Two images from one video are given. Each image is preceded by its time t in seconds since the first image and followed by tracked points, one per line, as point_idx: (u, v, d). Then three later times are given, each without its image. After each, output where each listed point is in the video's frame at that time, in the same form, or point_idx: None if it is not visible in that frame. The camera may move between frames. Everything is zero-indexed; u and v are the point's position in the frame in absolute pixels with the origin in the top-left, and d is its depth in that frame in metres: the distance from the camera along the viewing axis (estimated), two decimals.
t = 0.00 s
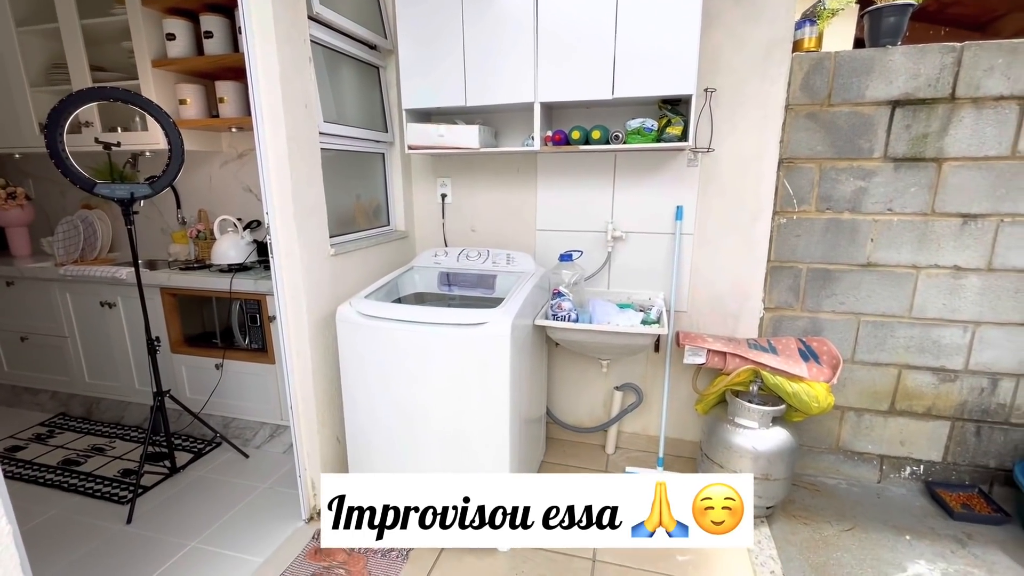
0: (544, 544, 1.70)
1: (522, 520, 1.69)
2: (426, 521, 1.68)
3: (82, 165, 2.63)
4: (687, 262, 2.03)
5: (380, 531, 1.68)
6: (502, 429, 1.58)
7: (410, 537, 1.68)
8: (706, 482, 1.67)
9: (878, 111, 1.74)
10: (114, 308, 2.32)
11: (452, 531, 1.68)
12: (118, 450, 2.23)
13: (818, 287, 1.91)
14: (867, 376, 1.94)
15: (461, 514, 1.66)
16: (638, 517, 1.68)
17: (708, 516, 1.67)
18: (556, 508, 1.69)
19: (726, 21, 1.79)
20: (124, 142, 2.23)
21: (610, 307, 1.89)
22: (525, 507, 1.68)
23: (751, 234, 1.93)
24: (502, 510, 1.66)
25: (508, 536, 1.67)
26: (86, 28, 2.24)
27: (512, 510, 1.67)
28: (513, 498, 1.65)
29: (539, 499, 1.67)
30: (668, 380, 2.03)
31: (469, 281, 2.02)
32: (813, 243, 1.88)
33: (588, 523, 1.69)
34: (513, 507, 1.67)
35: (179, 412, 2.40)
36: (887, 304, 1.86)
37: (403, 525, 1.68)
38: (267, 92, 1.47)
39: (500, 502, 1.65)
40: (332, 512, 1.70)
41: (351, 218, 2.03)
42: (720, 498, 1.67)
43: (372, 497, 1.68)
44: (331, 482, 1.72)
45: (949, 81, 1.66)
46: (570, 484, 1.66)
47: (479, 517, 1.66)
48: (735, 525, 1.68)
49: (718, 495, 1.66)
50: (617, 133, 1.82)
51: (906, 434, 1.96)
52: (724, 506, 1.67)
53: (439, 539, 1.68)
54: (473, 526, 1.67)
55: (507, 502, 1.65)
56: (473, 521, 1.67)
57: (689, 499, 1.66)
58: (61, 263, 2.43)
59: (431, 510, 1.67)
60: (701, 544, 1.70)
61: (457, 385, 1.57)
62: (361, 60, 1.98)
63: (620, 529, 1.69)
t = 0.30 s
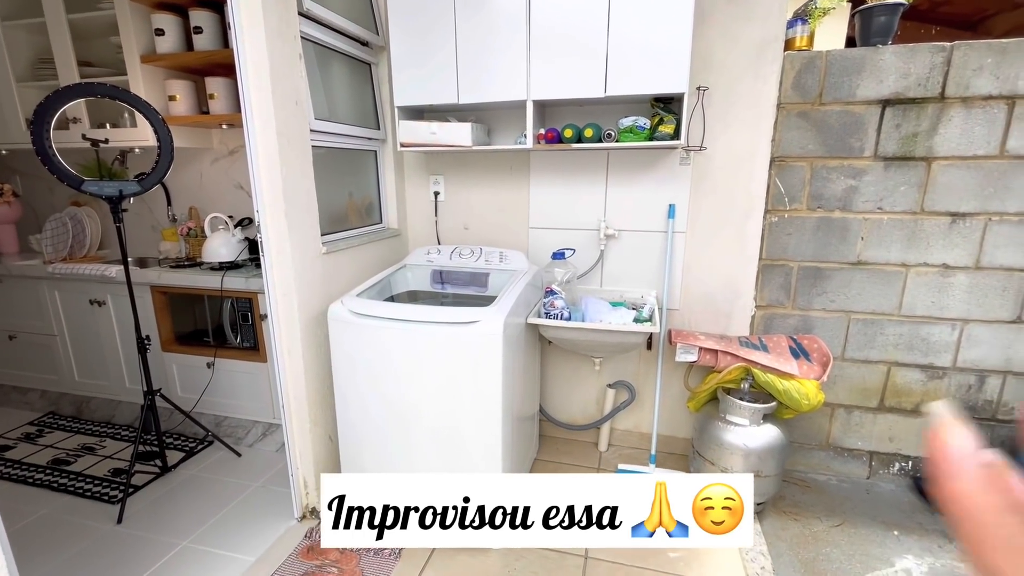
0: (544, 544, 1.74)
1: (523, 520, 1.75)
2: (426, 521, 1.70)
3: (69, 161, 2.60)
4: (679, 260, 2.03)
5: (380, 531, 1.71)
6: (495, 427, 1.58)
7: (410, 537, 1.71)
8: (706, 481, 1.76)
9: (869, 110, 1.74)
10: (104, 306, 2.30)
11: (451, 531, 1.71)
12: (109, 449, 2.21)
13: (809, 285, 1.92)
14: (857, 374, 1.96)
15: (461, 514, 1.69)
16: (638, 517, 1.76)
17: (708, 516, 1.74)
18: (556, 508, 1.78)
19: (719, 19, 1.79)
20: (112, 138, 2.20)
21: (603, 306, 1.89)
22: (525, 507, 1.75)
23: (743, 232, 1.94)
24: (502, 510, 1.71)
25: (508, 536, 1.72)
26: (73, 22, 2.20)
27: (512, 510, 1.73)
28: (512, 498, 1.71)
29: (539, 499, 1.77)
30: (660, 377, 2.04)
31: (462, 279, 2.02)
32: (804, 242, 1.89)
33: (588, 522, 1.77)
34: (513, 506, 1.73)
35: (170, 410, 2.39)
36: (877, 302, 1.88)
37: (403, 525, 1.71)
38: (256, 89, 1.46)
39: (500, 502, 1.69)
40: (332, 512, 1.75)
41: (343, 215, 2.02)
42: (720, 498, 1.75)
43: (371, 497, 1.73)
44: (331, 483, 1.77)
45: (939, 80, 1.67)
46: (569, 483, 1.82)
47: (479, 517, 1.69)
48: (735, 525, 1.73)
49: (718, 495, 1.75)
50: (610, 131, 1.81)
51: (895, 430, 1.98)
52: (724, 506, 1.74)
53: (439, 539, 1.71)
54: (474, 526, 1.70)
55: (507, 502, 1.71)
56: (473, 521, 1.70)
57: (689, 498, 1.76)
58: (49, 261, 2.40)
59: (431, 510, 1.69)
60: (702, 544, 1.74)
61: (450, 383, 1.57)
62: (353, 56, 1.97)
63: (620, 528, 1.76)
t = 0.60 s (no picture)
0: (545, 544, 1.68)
1: (522, 520, 1.69)
2: (426, 521, 1.65)
3: (51, 157, 2.54)
4: (673, 259, 2.01)
5: (380, 531, 1.66)
6: (486, 431, 1.56)
7: (409, 537, 1.65)
8: (706, 482, 1.66)
9: (864, 109, 1.73)
10: (87, 306, 2.25)
11: (451, 531, 1.65)
12: (92, 453, 2.16)
13: (803, 286, 1.91)
14: (851, 374, 1.95)
15: (461, 514, 1.64)
16: (638, 517, 1.67)
17: (708, 516, 1.66)
18: (556, 508, 1.68)
19: (714, 16, 1.76)
20: (94, 134, 2.15)
21: (596, 306, 1.87)
22: (525, 507, 1.67)
23: (737, 231, 1.92)
24: (502, 510, 1.66)
25: (508, 536, 1.67)
26: (54, 15, 2.15)
27: (512, 510, 1.66)
28: (512, 498, 1.64)
29: (539, 499, 1.66)
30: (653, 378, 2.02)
31: (454, 279, 1.99)
32: (798, 241, 1.88)
33: (588, 522, 1.68)
34: (512, 507, 1.66)
35: (155, 413, 2.34)
36: (871, 302, 1.87)
37: (403, 525, 1.66)
38: (240, 85, 1.41)
39: (499, 502, 1.64)
40: (332, 512, 1.67)
41: (331, 214, 1.98)
42: (720, 498, 1.67)
43: (372, 497, 1.65)
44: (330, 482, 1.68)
45: (935, 79, 1.66)
46: (568, 484, 1.66)
47: (479, 516, 1.65)
48: (735, 525, 1.67)
49: (718, 495, 1.66)
50: (603, 129, 1.79)
51: (889, 431, 1.97)
52: (724, 506, 1.66)
53: (437, 540, 1.66)
54: (474, 526, 1.65)
55: (507, 502, 1.64)
56: (473, 521, 1.65)
57: (689, 499, 1.66)
58: (30, 259, 2.34)
59: (431, 510, 1.63)
60: (701, 544, 1.68)
61: (440, 386, 1.53)
62: (342, 51, 1.93)
63: (620, 528, 1.68)
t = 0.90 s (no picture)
0: None
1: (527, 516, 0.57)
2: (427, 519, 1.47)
3: (27, 154, 2.45)
4: (670, 260, 1.96)
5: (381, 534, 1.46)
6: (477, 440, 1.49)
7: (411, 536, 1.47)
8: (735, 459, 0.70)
9: (866, 106, 1.68)
10: (62, 309, 2.16)
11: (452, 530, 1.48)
12: (67, 460, 2.08)
13: (803, 287, 1.86)
14: (851, 378, 1.91)
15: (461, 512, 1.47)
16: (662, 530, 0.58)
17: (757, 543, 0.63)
18: None
19: (713, 9, 1.71)
20: (68, 129, 2.07)
21: (591, 308, 1.80)
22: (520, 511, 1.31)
23: (736, 231, 1.87)
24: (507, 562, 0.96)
25: None
26: (28, 7, 2.06)
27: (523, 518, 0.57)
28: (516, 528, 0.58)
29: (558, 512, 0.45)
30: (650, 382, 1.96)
31: (444, 280, 1.93)
32: (798, 242, 1.83)
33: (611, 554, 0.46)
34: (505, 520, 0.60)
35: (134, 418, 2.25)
36: (872, 304, 1.82)
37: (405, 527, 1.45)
38: (217, 77, 1.34)
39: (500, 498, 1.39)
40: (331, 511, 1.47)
41: (317, 213, 1.91)
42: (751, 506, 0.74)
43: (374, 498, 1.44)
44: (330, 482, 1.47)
45: (939, 75, 1.62)
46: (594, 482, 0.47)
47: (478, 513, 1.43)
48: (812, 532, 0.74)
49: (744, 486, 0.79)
50: (598, 125, 1.73)
51: (889, 436, 1.93)
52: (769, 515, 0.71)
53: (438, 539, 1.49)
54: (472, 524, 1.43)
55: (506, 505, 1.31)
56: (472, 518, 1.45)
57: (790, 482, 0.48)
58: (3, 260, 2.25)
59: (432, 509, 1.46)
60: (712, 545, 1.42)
61: (429, 393, 1.47)
62: (327, 43, 1.85)
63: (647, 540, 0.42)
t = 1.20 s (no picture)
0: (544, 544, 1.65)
1: (523, 520, 1.64)
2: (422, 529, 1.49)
3: None
4: (671, 261, 1.87)
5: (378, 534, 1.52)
6: (469, 455, 1.40)
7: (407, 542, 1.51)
8: (706, 481, 1.62)
9: (879, 99, 1.60)
10: (30, 313, 2.04)
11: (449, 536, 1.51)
12: (35, 474, 1.96)
13: (811, 289, 1.77)
14: (860, 384, 1.83)
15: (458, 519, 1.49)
16: (638, 517, 1.68)
17: (708, 517, 1.62)
18: (556, 507, 1.66)
19: None
20: (35, 122, 1.95)
21: (590, 312, 1.71)
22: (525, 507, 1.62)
23: (741, 231, 1.78)
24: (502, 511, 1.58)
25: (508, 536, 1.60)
26: None
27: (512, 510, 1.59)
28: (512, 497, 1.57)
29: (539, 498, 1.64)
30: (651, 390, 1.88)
31: (435, 283, 1.82)
32: (807, 242, 1.74)
33: (588, 523, 1.68)
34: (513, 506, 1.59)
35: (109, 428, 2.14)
36: (883, 308, 1.74)
37: (403, 525, 1.49)
38: (185, 63, 1.23)
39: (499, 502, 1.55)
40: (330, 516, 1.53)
41: (300, 211, 1.80)
42: (720, 498, 1.62)
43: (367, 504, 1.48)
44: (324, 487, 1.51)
45: (955, 66, 1.53)
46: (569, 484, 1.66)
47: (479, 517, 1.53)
48: (736, 526, 1.62)
49: (718, 495, 1.61)
50: (597, 119, 1.63)
51: (899, 444, 1.85)
52: (724, 506, 1.61)
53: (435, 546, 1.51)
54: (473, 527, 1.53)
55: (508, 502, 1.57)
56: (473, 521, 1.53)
57: (688, 498, 1.64)
58: None
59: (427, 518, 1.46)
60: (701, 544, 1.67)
61: (416, 405, 1.37)
62: (309, 32, 1.74)
63: (620, 529, 1.68)
